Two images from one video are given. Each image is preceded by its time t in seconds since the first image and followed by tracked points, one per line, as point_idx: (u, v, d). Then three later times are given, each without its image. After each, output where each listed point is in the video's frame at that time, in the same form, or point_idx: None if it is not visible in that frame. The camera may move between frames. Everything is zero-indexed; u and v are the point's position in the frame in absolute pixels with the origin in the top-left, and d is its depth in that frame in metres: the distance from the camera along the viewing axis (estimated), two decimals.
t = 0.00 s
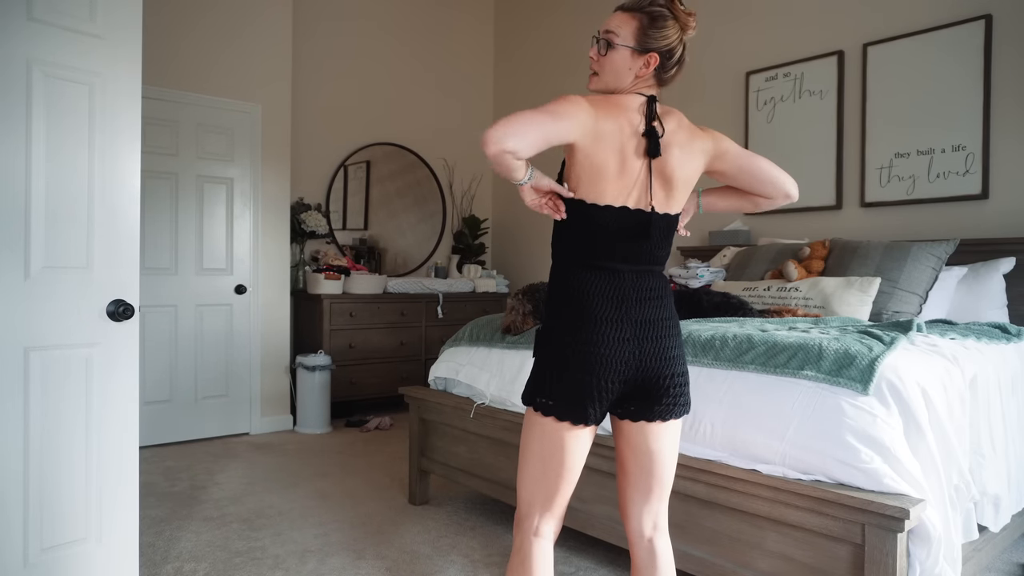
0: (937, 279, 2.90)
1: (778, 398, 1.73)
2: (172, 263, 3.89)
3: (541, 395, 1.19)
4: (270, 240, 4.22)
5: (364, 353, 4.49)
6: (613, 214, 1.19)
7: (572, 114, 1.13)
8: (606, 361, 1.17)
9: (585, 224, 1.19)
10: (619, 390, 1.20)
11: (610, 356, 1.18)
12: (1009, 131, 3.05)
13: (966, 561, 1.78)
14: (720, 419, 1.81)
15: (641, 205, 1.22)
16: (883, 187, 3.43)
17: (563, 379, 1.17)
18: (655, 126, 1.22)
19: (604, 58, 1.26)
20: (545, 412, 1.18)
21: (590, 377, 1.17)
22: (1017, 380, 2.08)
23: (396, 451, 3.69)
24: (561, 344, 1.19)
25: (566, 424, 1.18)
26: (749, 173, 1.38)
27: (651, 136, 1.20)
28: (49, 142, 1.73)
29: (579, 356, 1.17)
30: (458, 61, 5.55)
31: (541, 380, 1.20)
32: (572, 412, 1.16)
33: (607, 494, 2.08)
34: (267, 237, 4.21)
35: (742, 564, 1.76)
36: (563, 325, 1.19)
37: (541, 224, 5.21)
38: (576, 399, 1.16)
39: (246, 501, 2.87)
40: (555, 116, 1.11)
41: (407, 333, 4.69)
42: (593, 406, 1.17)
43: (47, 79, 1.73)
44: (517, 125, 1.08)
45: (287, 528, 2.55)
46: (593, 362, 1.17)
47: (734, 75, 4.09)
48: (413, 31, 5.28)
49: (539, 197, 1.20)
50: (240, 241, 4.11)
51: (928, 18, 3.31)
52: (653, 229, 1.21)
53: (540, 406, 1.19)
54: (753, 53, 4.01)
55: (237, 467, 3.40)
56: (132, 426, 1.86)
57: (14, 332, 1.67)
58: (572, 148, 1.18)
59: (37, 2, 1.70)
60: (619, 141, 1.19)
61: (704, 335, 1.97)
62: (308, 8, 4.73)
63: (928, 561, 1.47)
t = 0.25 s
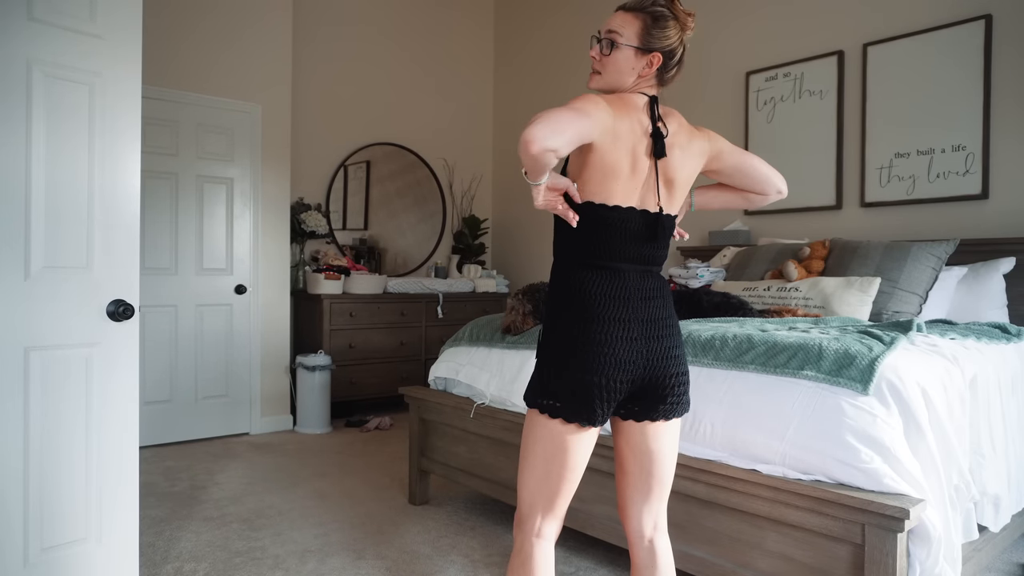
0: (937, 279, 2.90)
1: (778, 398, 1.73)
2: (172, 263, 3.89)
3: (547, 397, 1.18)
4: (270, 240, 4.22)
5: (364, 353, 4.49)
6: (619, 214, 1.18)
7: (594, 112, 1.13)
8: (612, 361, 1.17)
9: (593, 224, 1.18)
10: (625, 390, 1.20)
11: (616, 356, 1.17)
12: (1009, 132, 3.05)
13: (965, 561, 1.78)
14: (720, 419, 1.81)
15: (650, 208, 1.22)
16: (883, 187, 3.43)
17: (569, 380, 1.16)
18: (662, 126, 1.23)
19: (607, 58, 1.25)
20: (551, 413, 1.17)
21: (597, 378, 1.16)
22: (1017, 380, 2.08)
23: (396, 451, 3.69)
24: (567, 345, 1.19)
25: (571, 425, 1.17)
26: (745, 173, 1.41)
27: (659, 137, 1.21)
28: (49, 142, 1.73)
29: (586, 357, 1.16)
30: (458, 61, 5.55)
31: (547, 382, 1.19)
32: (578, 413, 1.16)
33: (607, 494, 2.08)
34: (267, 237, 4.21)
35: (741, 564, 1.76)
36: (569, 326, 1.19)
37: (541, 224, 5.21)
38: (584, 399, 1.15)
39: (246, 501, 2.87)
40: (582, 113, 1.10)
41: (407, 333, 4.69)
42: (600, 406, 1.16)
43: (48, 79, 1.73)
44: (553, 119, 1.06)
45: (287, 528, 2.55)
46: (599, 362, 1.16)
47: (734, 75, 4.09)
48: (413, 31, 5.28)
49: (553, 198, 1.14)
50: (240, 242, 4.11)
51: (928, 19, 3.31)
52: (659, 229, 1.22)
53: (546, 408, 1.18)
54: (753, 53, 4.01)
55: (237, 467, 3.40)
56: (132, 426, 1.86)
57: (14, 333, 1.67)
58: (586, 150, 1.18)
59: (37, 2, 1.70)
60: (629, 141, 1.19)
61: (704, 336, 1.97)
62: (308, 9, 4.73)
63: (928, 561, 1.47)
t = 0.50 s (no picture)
0: (937, 279, 2.90)
1: (778, 398, 1.73)
2: (172, 263, 3.89)
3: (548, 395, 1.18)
4: (270, 240, 4.22)
5: (364, 353, 4.49)
6: (620, 212, 1.18)
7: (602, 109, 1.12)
8: (614, 360, 1.17)
9: (593, 220, 1.17)
10: (627, 390, 1.20)
11: (616, 356, 1.17)
12: (1010, 132, 3.04)
13: (966, 561, 1.78)
14: (720, 419, 1.81)
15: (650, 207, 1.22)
16: (883, 187, 3.43)
17: (570, 379, 1.16)
18: (663, 125, 1.23)
19: (608, 58, 1.25)
20: (552, 412, 1.17)
21: (597, 377, 1.16)
22: (1017, 380, 2.08)
23: (396, 451, 3.69)
24: (567, 345, 1.18)
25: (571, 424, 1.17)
26: (745, 173, 1.41)
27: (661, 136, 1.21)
28: (48, 143, 1.73)
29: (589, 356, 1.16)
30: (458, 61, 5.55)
31: (548, 382, 1.19)
32: (578, 412, 1.15)
33: (607, 494, 2.08)
34: (267, 237, 4.21)
35: (741, 564, 1.76)
36: (570, 324, 1.18)
37: (542, 224, 5.21)
38: (586, 399, 1.15)
39: (246, 501, 2.87)
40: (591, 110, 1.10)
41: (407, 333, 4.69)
42: (602, 406, 1.16)
43: (48, 79, 1.73)
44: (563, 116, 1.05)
45: (287, 528, 2.55)
46: (600, 362, 1.16)
47: (734, 75, 4.09)
48: (413, 31, 5.28)
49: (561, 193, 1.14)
50: (240, 242, 4.11)
51: (928, 19, 3.31)
52: (656, 228, 1.21)
53: (547, 407, 1.18)
54: (754, 53, 4.00)
55: (237, 467, 3.40)
56: (132, 426, 1.86)
57: (14, 332, 1.67)
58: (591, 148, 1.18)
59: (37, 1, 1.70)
60: (634, 139, 1.19)
61: (704, 335, 1.97)
62: (308, 9, 4.73)
63: (928, 561, 1.47)
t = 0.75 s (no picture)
0: (937, 279, 2.90)
1: (778, 398, 1.73)
2: (172, 263, 3.89)
3: (549, 394, 1.17)
4: (270, 240, 4.22)
5: (363, 353, 4.49)
6: (620, 210, 1.18)
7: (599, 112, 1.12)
8: (615, 358, 1.17)
9: (593, 217, 1.17)
10: (628, 389, 1.20)
11: (617, 355, 1.17)
12: (1009, 132, 3.04)
13: (966, 561, 1.78)
14: (720, 419, 1.81)
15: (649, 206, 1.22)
16: (883, 187, 3.43)
17: (571, 377, 1.16)
18: (664, 125, 1.23)
19: (608, 58, 1.25)
20: (553, 410, 1.17)
21: (598, 375, 1.16)
22: (1017, 380, 2.08)
23: (396, 451, 3.69)
24: (566, 343, 1.18)
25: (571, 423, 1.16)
26: (745, 172, 1.41)
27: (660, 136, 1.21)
28: (48, 144, 1.73)
29: (589, 354, 1.16)
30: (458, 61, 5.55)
31: (549, 381, 1.18)
32: (579, 410, 1.15)
33: (607, 494, 2.08)
34: (267, 237, 4.21)
35: (741, 564, 1.76)
36: (571, 322, 1.18)
37: (542, 225, 5.21)
38: (587, 398, 1.15)
39: (246, 501, 2.87)
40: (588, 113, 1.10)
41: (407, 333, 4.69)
42: (603, 405, 1.16)
43: (48, 79, 1.73)
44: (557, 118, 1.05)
45: (286, 528, 2.55)
46: (601, 360, 1.16)
47: (734, 75, 4.09)
48: (413, 31, 5.28)
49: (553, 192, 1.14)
50: (240, 242, 4.11)
51: (927, 19, 3.32)
52: (655, 227, 1.21)
53: (548, 406, 1.18)
54: (754, 53, 4.00)
55: (237, 467, 3.40)
56: (132, 425, 1.86)
57: (14, 332, 1.67)
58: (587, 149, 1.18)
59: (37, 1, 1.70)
60: (633, 141, 1.19)
61: (704, 336, 1.97)
62: (308, 8, 4.73)
63: (928, 561, 1.47)
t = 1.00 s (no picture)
0: (937, 279, 2.90)
1: (777, 397, 1.73)
2: (172, 263, 3.89)
3: (551, 394, 1.17)
4: (270, 240, 4.22)
5: (364, 353, 4.49)
6: (620, 209, 1.18)
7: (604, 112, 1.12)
8: (617, 359, 1.17)
9: (595, 217, 1.17)
10: (630, 390, 1.19)
11: (620, 355, 1.17)
12: (1010, 132, 3.04)
13: (966, 561, 1.78)
14: (720, 419, 1.81)
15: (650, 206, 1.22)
16: (883, 187, 3.43)
17: (573, 378, 1.16)
18: (664, 124, 1.23)
19: (605, 58, 1.25)
20: (555, 411, 1.17)
21: (601, 375, 1.16)
22: (1017, 380, 2.08)
23: (396, 451, 3.69)
24: (569, 344, 1.18)
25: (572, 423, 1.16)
26: (746, 170, 1.41)
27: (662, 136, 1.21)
28: (48, 143, 1.73)
29: (592, 355, 1.16)
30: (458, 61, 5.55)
31: (551, 381, 1.18)
32: (580, 411, 1.15)
33: (607, 494, 2.08)
34: (267, 236, 4.21)
35: (741, 564, 1.76)
36: (573, 323, 1.18)
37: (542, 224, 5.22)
38: (590, 398, 1.15)
39: (246, 501, 2.87)
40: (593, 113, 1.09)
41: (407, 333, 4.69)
42: (606, 406, 1.16)
43: (48, 79, 1.73)
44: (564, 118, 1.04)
45: (286, 528, 2.55)
46: (603, 360, 1.16)
47: (734, 75, 4.09)
48: (412, 31, 5.28)
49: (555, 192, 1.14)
50: (240, 242, 4.11)
51: (927, 19, 3.32)
52: (655, 227, 1.21)
53: (550, 407, 1.17)
54: (754, 53, 4.00)
55: (237, 467, 3.40)
56: (132, 425, 1.86)
57: (14, 332, 1.67)
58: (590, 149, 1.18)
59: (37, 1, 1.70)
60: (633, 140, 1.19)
61: (704, 335, 1.97)
62: (308, 8, 4.73)
63: (928, 561, 1.47)
